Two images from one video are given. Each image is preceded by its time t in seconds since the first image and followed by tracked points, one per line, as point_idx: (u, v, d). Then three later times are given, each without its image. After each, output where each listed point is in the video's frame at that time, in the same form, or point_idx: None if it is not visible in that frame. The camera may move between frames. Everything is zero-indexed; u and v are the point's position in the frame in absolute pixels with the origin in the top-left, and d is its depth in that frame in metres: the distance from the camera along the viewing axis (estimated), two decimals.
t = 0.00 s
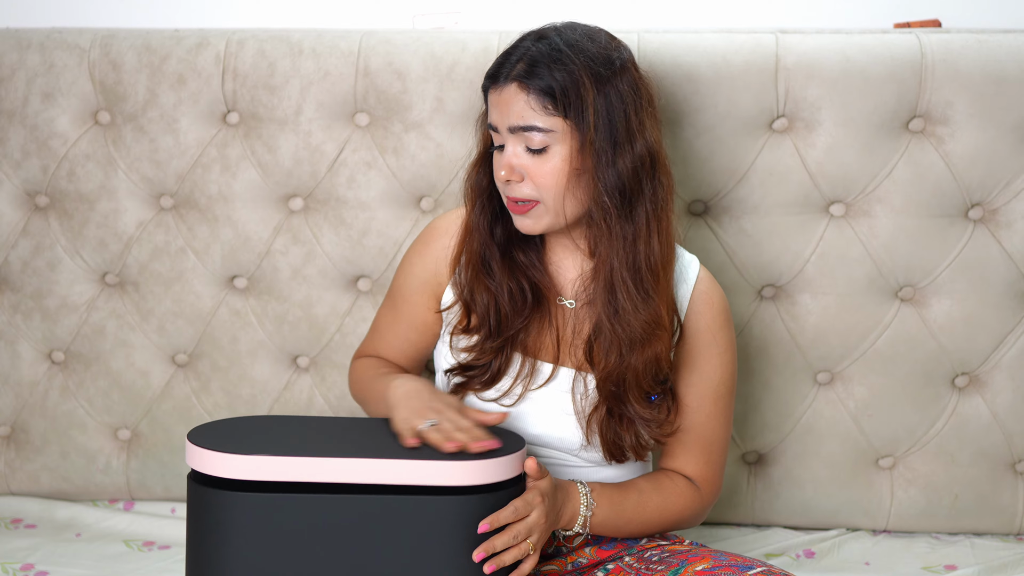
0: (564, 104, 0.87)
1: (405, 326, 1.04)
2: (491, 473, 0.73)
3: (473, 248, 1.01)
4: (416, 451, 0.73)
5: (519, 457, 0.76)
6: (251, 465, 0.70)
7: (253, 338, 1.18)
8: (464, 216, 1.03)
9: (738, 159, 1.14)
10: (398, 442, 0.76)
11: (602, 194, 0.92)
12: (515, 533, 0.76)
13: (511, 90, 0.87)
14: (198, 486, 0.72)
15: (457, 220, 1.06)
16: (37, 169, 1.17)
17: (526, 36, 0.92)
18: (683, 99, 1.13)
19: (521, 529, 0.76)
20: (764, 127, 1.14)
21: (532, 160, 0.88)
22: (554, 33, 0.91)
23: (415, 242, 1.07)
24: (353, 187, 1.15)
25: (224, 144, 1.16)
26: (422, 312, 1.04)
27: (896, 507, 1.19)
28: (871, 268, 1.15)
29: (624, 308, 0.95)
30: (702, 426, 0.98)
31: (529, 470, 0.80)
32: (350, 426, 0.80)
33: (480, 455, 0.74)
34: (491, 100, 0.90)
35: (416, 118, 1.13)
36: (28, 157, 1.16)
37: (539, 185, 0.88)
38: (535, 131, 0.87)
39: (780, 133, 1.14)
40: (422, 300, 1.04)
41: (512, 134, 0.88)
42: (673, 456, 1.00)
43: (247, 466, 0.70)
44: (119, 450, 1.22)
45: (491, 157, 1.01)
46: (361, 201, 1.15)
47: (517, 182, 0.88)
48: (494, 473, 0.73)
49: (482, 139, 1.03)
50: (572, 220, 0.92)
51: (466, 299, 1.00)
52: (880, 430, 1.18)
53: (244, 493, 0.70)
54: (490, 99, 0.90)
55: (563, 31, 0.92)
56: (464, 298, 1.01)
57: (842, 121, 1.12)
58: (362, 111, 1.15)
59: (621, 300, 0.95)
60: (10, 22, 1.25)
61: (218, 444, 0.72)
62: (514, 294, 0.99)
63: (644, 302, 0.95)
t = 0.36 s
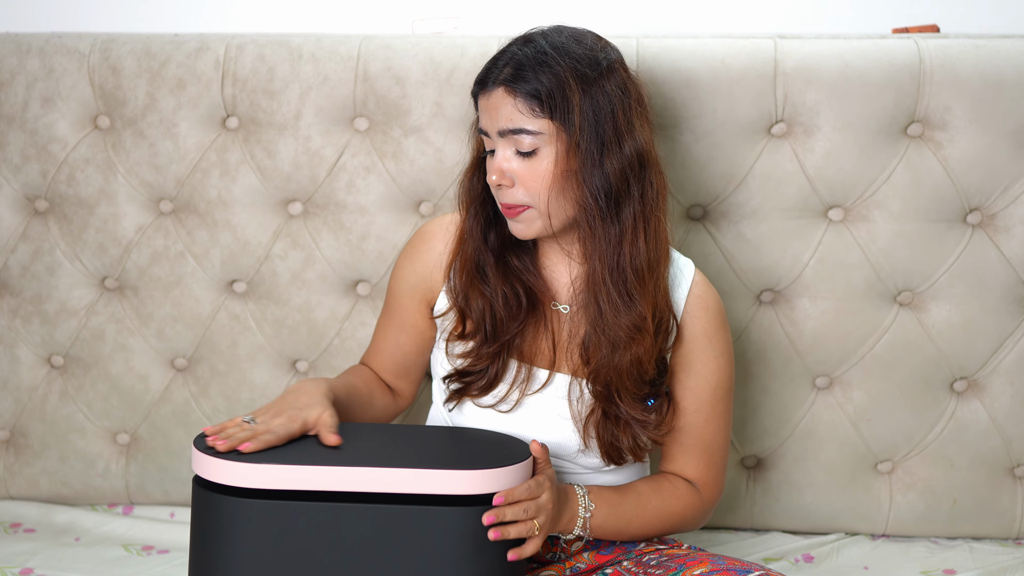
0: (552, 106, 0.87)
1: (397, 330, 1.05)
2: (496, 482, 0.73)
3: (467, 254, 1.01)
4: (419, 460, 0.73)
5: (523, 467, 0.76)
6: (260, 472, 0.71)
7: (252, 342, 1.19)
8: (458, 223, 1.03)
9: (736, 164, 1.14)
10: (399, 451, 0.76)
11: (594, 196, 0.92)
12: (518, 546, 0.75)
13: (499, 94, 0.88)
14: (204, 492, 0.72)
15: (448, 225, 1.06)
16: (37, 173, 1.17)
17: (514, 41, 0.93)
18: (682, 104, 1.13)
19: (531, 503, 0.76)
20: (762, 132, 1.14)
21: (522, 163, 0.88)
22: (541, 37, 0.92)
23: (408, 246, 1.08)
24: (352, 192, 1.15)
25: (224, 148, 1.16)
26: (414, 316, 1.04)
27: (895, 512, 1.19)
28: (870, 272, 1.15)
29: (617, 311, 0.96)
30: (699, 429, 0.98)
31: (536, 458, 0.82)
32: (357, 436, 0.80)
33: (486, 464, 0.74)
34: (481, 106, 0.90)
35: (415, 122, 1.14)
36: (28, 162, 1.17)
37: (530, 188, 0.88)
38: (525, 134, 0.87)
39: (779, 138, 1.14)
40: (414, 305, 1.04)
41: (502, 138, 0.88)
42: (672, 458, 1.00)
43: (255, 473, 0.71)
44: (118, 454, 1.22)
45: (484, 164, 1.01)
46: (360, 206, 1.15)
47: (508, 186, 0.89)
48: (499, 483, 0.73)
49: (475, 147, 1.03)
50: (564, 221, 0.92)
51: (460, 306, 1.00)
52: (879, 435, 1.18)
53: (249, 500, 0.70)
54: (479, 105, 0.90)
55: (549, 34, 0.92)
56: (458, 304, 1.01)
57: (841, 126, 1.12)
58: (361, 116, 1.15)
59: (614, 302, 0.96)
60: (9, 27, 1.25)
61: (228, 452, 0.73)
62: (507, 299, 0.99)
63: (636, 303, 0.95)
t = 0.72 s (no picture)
0: (543, 108, 0.87)
1: (397, 337, 1.05)
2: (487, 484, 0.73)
3: (461, 257, 1.01)
4: (409, 464, 0.73)
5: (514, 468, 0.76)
6: (251, 476, 0.70)
7: (252, 341, 1.18)
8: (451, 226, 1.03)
9: (736, 163, 1.14)
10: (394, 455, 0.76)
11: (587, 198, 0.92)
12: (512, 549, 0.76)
13: (490, 97, 0.88)
14: (197, 494, 0.72)
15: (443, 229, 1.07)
16: (37, 172, 1.17)
17: (503, 43, 0.92)
18: (682, 103, 1.13)
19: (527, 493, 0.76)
20: (763, 131, 1.14)
21: (514, 166, 0.88)
22: (529, 37, 0.91)
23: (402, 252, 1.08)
24: (352, 191, 1.15)
25: (224, 147, 1.16)
26: (412, 319, 1.05)
27: (895, 511, 1.19)
28: (870, 271, 1.15)
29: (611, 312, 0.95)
30: (696, 429, 0.98)
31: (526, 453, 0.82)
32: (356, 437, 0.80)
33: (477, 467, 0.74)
34: (472, 109, 0.90)
35: (415, 121, 1.14)
36: (28, 160, 1.17)
37: (523, 190, 0.88)
38: (518, 136, 0.87)
39: (779, 137, 1.14)
40: (412, 310, 1.05)
41: (494, 141, 0.88)
42: (670, 459, 1.00)
43: (247, 477, 0.70)
44: (118, 452, 1.22)
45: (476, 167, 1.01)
46: (361, 205, 1.15)
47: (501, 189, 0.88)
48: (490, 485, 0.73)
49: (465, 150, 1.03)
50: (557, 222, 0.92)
51: (453, 309, 1.00)
52: (879, 434, 1.18)
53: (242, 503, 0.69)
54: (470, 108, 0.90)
55: (541, 33, 0.91)
56: (452, 307, 1.01)
57: (841, 125, 1.12)
58: (362, 114, 1.15)
59: (606, 303, 0.95)
60: (10, 26, 1.25)
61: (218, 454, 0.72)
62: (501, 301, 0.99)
63: (628, 303, 0.95)
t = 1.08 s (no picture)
0: (581, 129, 0.85)
1: (397, 336, 1.04)
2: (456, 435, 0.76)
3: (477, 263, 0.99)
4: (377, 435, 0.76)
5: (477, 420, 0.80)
6: (227, 479, 0.71)
7: (254, 341, 1.19)
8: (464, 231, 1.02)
9: (738, 164, 1.14)
10: (357, 436, 0.78)
11: (617, 215, 0.91)
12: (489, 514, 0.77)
13: (525, 116, 0.84)
14: (177, 517, 0.72)
15: (453, 230, 1.05)
16: (39, 172, 1.17)
17: (532, 54, 0.89)
18: (684, 104, 1.13)
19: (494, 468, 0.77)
20: (765, 132, 1.14)
21: (550, 190, 0.85)
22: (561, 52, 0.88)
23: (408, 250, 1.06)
24: (354, 191, 1.15)
25: (226, 147, 1.16)
26: (414, 319, 1.03)
27: (896, 512, 1.19)
28: (872, 272, 1.15)
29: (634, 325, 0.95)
30: (701, 432, 0.99)
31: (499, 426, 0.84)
32: (328, 437, 0.81)
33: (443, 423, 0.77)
34: (499, 125, 0.86)
35: (418, 122, 1.13)
36: (30, 160, 1.17)
37: (557, 210, 0.85)
38: (554, 157, 0.84)
39: (781, 138, 1.14)
40: (414, 309, 1.03)
41: (528, 161, 0.85)
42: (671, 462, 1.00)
43: (223, 481, 0.71)
44: (120, 452, 1.23)
45: (491, 172, 0.99)
46: (362, 205, 1.15)
47: (533, 209, 0.86)
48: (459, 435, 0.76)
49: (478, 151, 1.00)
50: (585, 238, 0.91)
51: (467, 313, 0.99)
52: (880, 435, 1.18)
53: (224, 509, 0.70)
54: (497, 125, 0.87)
55: (566, 49, 0.88)
56: (465, 311, 0.99)
57: (843, 126, 1.12)
58: (364, 115, 1.15)
59: (628, 315, 0.95)
60: (13, 26, 1.26)
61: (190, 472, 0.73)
62: (516, 308, 0.98)
63: (651, 315, 0.95)
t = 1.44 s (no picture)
0: (614, 102, 0.87)
1: (394, 343, 1.03)
2: (478, 453, 0.76)
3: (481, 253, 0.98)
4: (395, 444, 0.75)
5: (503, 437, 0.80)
6: (240, 480, 0.71)
7: (256, 342, 1.19)
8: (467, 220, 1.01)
9: (740, 166, 1.14)
10: (369, 441, 0.77)
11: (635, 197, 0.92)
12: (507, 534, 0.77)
13: (561, 86, 0.86)
14: (190, 511, 0.72)
15: (445, 230, 1.04)
16: (42, 173, 1.17)
17: (559, 32, 0.90)
18: (685, 106, 1.13)
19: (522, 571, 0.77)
20: (766, 134, 1.14)
21: (576, 163, 0.87)
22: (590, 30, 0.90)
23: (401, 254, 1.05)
24: (357, 193, 1.16)
25: (229, 148, 1.16)
26: (410, 325, 1.03)
27: (897, 514, 1.19)
28: (873, 274, 1.15)
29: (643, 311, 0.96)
30: (704, 425, 1.01)
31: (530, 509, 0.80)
32: (336, 438, 0.80)
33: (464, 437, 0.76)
34: (524, 96, 0.88)
35: (420, 123, 1.14)
36: (34, 161, 1.17)
37: (581, 184, 0.87)
38: (586, 129, 0.86)
39: (783, 140, 1.14)
40: (410, 316, 1.03)
41: (558, 133, 0.86)
42: (674, 455, 1.03)
43: (235, 482, 0.71)
44: (122, 452, 1.23)
45: (496, 161, 0.98)
46: (365, 206, 1.16)
47: (557, 183, 0.87)
48: (480, 453, 0.76)
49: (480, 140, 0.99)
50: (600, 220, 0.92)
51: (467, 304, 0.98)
52: (882, 437, 1.18)
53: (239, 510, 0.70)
54: (525, 94, 0.88)
55: (593, 29, 0.90)
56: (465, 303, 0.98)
57: (845, 128, 1.12)
58: (366, 116, 1.15)
59: (638, 301, 0.96)
60: (17, 27, 1.26)
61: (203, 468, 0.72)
62: (515, 302, 0.98)
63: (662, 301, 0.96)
